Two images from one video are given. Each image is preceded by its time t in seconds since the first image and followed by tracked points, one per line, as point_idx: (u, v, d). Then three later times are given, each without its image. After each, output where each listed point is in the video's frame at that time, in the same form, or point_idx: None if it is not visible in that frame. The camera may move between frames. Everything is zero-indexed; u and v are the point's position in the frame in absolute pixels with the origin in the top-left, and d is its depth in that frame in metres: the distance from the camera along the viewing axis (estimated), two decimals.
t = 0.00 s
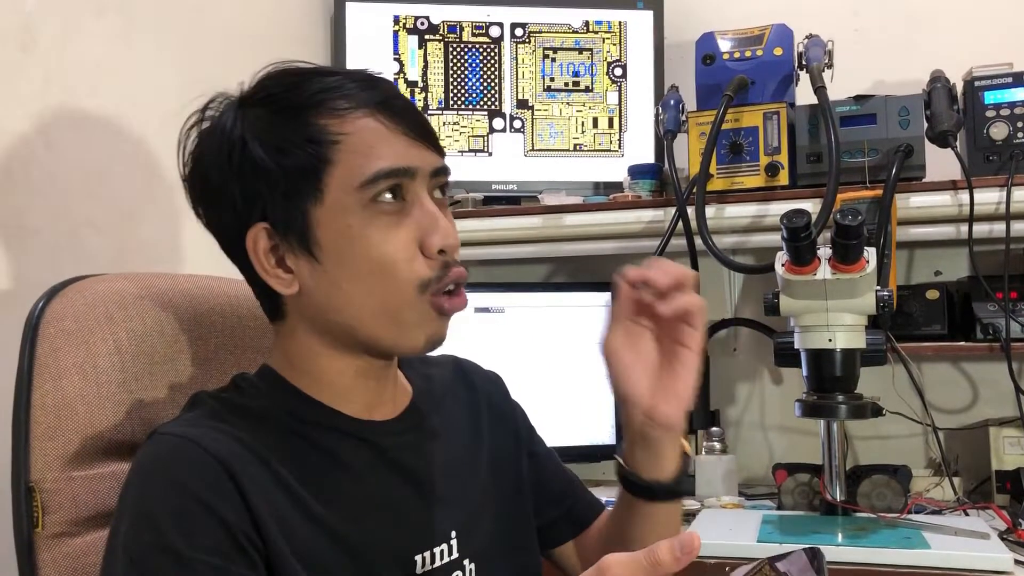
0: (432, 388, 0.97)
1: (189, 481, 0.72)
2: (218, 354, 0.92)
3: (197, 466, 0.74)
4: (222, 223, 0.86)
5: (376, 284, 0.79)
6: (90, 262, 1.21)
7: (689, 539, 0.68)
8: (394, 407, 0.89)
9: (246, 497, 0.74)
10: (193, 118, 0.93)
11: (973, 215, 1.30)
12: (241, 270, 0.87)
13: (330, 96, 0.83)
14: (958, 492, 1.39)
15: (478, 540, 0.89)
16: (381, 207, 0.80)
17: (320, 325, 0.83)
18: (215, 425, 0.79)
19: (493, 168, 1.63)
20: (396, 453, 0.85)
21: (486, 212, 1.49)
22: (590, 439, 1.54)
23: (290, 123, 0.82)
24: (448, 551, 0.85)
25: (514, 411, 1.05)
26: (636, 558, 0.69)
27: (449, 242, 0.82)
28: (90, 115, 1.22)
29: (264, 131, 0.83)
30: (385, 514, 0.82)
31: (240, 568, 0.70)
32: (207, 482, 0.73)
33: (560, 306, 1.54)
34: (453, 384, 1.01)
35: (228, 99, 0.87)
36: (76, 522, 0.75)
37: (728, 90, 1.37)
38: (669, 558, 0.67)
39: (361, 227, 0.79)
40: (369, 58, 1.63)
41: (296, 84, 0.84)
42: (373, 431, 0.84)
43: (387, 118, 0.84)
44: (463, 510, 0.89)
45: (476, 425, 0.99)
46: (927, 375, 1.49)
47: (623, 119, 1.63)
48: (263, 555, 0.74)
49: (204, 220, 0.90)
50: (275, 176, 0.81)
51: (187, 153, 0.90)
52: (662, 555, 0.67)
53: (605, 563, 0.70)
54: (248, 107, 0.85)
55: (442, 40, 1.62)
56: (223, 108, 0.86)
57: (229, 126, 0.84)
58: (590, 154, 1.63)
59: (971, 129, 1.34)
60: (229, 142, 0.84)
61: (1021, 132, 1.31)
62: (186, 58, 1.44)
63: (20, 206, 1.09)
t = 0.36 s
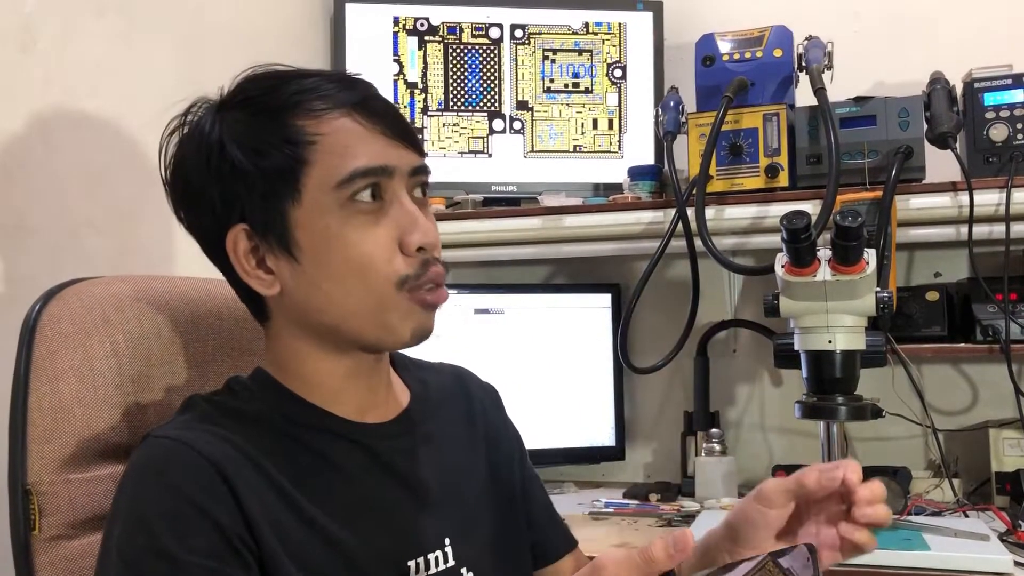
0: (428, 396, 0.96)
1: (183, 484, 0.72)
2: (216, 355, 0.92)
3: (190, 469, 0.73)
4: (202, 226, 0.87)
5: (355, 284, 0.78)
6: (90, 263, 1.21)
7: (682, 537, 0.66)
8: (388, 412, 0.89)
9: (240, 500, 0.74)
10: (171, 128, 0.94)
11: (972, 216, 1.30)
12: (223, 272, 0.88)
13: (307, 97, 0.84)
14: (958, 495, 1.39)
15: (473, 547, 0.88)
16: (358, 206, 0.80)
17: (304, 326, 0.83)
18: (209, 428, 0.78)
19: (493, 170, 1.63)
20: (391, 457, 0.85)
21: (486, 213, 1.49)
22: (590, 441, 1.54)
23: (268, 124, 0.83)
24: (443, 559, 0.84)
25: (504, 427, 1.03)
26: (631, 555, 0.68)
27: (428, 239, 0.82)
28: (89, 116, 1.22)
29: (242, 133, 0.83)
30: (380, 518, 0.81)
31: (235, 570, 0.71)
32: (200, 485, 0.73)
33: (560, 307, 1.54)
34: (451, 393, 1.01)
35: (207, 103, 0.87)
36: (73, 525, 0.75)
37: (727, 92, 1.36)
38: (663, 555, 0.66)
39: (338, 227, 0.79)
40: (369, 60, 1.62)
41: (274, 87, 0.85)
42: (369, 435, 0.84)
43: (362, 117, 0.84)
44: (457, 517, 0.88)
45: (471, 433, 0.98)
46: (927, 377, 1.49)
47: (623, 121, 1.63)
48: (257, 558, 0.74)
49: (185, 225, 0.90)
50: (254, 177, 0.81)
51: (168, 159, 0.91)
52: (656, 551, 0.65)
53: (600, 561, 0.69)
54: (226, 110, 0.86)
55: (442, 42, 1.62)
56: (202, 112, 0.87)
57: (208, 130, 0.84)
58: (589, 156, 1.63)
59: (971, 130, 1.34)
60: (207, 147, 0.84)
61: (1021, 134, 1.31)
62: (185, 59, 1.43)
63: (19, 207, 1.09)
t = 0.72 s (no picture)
0: (421, 393, 0.97)
1: (179, 486, 0.72)
2: (212, 357, 0.92)
3: (187, 470, 0.73)
4: (218, 212, 0.86)
5: (367, 287, 0.79)
6: (90, 264, 1.22)
7: (682, 539, 0.69)
8: (382, 411, 0.89)
9: (237, 502, 0.74)
10: (196, 106, 0.93)
11: (970, 217, 1.30)
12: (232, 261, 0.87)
13: (335, 98, 0.84)
14: (956, 495, 1.37)
15: (467, 546, 0.88)
16: (377, 211, 0.80)
17: (309, 321, 0.82)
18: (203, 430, 0.78)
19: (492, 171, 1.63)
20: (388, 457, 0.85)
21: (485, 214, 1.49)
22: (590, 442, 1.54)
23: (294, 122, 0.83)
24: (438, 557, 0.84)
25: (497, 422, 1.04)
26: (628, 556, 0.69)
27: (442, 251, 0.83)
28: (87, 117, 1.22)
29: (266, 127, 0.83)
30: (376, 518, 0.82)
31: (233, 570, 0.70)
32: (197, 486, 0.73)
33: (558, 308, 1.54)
34: (442, 391, 1.01)
35: (232, 93, 0.87)
36: (68, 528, 0.75)
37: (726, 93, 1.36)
38: (662, 556, 0.68)
39: (355, 229, 0.79)
40: (367, 60, 1.62)
41: (302, 85, 0.85)
42: (367, 435, 0.84)
43: (390, 125, 0.85)
44: (451, 518, 0.89)
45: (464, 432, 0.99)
46: (925, 378, 1.49)
47: (622, 122, 1.63)
48: (254, 558, 0.73)
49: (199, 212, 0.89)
50: (274, 173, 0.81)
51: (186, 142, 0.90)
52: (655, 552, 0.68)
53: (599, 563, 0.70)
54: (252, 102, 0.86)
55: (440, 43, 1.62)
56: (227, 102, 0.86)
57: (232, 120, 0.84)
58: (587, 157, 1.63)
59: (970, 131, 1.34)
60: (232, 135, 0.84)
61: (1019, 135, 1.31)
62: (184, 60, 1.43)
63: (17, 208, 1.09)
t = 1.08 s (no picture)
0: (425, 394, 0.97)
1: (183, 486, 0.71)
2: (214, 358, 0.92)
3: (189, 470, 0.72)
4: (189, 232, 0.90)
5: (305, 286, 0.78)
6: (88, 264, 1.22)
7: (688, 530, 0.67)
8: (384, 408, 0.90)
9: (240, 502, 0.74)
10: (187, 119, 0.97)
11: (969, 217, 1.30)
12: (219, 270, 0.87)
13: (263, 99, 0.84)
14: (956, 494, 1.38)
15: (468, 548, 0.89)
16: (308, 205, 0.79)
17: (278, 329, 0.83)
18: (206, 430, 0.78)
19: (491, 171, 1.63)
20: (389, 458, 0.85)
21: (483, 214, 1.49)
22: (588, 442, 1.54)
23: (230, 134, 0.83)
24: (439, 559, 0.84)
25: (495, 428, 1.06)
26: (637, 550, 0.69)
27: (384, 233, 0.79)
28: (85, 118, 1.23)
29: (211, 146, 0.84)
30: (378, 517, 0.82)
31: (236, 570, 0.70)
32: (200, 485, 0.72)
33: (556, 308, 1.54)
34: (446, 392, 1.01)
35: (189, 120, 0.89)
36: (67, 527, 0.75)
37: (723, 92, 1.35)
38: (670, 549, 0.67)
39: (288, 227, 0.79)
40: (366, 60, 1.62)
41: (233, 95, 0.85)
42: (368, 436, 0.84)
43: (315, 112, 0.83)
44: (451, 519, 0.89)
45: (464, 433, 0.99)
46: (924, 377, 1.50)
47: (620, 121, 1.63)
48: (258, 557, 0.73)
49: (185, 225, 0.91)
50: (223, 190, 0.83)
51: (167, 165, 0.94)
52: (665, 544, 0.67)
53: (607, 559, 0.69)
54: (201, 125, 0.87)
55: (438, 43, 1.62)
56: (184, 131, 0.89)
57: (186, 148, 0.87)
58: (586, 156, 1.63)
59: (968, 130, 1.34)
60: (182, 161, 0.87)
61: (1017, 134, 1.31)
62: (182, 60, 1.43)
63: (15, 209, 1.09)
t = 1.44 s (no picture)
0: (394, 395, 0.96)
1: (151, 498, 0.71)
2: (183, 368, 0.92)
3: (158, 482, 0.72)
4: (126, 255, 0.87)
5: (244, 298, 0.78)
6: (85, 266, 1.22)
7: (661, 522, 0.77)
8: (350, 413, 0.90)
9: (210, 512, 0.74)
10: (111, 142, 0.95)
11: (967, 216, 1.30)
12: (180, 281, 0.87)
13: (185, 115, 0.82)
14: (954, 494, 1.37)
15: (443, 550, 0.89)
16: (240, 216, 0.79)
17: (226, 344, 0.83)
18: (174, 440, 0.77)
19: (489, 170, 1.63)
20: (354, 459, 0.86)
21: (482, 213, 1.49)
22: (586, 442, 1.54)
23: (156, 153, 0.81)
24: (413, 559, 0.84)
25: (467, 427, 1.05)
26: (612, 544, 0.77)
27: (317, 237, 0.79)
28: (81, 120, 1.23)
29: (138, 167, 0.82)
30: (349, 520, 0.82)
31: None
32: (169, 497, 0.72)
33: (555, 308, 1.54)
34: (415, 393, 1.01)
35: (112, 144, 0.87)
36: (40, 544, 0.75)
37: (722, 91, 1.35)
38: (643, 540, 0.77)
39: (222, 242, 0.78)
40: (364, 60, 1.62)
41: (154, 113, 0.83)
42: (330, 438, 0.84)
43: (238, 122, 0.82)
44: (427, 520, 0.89)
45: (435, 431, 0.99)
46: (923, 376, 1.49)
47: (619, 120, 1.63)
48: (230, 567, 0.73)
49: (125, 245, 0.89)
50: (157, 209, 0.81)
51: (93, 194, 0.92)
52: (639, 536, 0.76)
53: (583, 552, 0.76)
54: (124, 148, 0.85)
55: (437, 42, 1.62)
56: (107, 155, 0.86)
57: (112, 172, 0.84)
58: (584, 156, 1.63)
59: (966, 129, 1.34)
60: (110, 187, 0.85)
61: (1016, 133, 1.31)
62: (181, 60, 1.43)
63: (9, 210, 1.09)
